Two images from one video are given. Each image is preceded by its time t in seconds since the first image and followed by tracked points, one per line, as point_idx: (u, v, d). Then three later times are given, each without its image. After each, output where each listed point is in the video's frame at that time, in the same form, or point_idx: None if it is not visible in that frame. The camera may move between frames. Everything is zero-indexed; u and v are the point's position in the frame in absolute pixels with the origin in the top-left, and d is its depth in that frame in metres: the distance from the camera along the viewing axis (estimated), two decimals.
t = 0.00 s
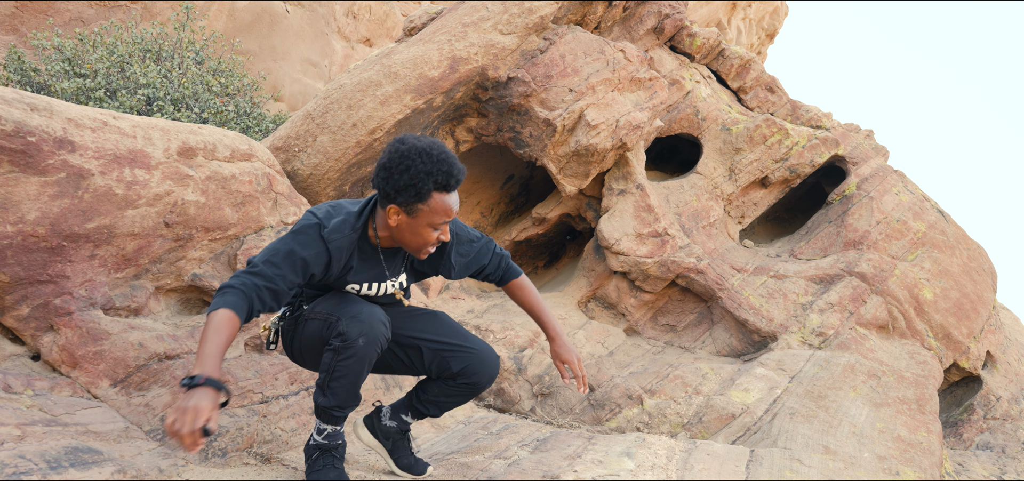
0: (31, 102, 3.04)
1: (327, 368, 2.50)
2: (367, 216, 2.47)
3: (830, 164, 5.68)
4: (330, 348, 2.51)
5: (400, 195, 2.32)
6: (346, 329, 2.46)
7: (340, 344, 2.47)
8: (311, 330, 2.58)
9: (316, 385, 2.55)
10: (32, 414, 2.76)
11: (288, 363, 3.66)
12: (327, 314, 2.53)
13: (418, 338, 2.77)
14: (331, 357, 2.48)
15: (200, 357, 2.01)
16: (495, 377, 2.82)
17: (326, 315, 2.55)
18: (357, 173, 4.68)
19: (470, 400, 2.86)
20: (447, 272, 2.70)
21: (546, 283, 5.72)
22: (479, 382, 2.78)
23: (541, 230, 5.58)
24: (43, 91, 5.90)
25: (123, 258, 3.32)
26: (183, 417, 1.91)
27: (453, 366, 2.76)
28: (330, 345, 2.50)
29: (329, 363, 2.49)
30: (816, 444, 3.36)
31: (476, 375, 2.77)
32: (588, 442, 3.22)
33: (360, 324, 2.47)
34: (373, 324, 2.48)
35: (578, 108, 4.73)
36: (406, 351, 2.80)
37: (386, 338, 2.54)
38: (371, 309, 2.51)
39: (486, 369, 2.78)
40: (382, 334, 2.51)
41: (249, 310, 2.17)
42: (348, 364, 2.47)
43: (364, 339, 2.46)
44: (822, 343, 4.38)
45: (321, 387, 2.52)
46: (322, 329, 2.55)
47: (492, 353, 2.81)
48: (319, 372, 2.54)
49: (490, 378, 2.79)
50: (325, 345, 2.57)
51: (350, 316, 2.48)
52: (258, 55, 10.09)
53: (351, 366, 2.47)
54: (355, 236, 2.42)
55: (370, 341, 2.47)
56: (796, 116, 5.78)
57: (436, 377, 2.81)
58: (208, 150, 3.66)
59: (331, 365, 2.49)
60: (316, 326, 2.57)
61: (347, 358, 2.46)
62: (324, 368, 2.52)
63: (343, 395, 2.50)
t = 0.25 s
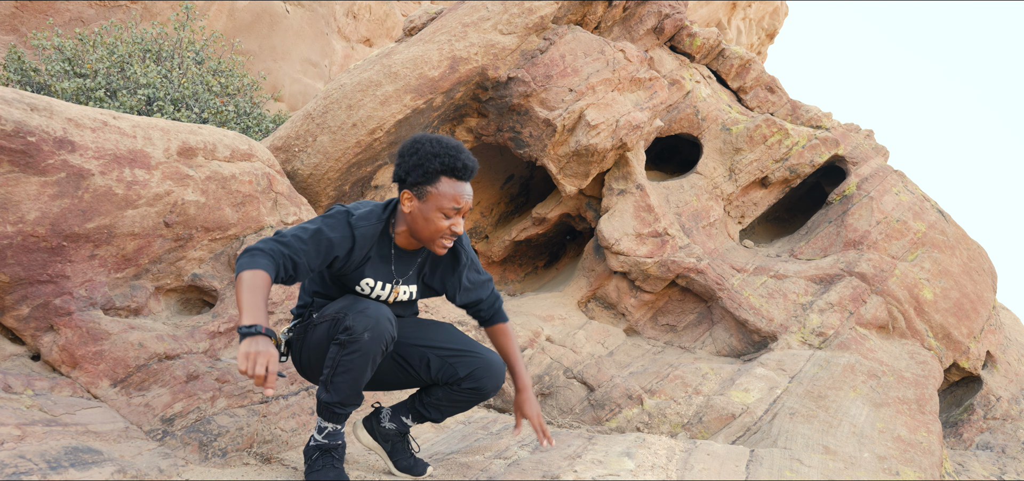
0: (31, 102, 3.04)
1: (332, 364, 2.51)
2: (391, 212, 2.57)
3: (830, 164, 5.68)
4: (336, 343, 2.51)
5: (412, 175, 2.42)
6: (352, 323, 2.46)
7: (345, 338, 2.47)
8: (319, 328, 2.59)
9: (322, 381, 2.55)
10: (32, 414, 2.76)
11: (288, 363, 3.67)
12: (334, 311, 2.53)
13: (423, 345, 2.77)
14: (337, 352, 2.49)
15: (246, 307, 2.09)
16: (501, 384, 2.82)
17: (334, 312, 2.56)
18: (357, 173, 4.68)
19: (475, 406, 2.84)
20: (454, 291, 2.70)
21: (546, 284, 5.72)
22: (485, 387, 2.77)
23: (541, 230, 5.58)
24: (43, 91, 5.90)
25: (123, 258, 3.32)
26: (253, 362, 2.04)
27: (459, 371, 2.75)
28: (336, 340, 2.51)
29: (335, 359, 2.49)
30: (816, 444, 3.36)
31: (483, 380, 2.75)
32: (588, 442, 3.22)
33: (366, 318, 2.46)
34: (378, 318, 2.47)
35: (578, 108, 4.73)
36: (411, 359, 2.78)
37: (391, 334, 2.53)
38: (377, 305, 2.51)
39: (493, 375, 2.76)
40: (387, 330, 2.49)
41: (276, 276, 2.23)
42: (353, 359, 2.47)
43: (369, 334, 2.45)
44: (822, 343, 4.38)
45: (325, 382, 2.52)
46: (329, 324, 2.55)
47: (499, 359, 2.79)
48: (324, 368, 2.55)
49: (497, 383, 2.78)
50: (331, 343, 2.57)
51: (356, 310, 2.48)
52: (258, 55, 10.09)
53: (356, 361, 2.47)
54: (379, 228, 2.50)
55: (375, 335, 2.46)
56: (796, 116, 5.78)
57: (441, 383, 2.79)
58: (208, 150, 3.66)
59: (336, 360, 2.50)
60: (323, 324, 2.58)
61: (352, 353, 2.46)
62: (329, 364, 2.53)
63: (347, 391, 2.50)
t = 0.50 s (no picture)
0: (32, 102, 3.04)
1: (348, 360, 2.51)
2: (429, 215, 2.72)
3: (830, 164, 5.68)
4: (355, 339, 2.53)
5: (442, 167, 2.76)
6: (373, 319, 2.49)
7: (365, 334, 2.49)
8: (341, 325, 2.62)
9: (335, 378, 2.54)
10: (32, 414, 2.76)
11: (287, 363, 3.68)
12: (358, 310, 2.57)
13: (439, 347, 2.78)
14: (355, 348, 2.50)
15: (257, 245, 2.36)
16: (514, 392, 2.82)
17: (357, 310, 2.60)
18: (357, 173, 4.68)
19: (484, 410, 2.85)
20: (472, 315, 2.81)
21: (546, 284, 5.73)
22: (498, 392, 2.77)
23: (541, 230, 5.58)
24: (43, 91, 5.90)
25: (123, 258, 3.32)
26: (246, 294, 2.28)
27: (475, 373, 2.75)
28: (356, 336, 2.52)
29: (352, 354, 2.50)
30: (817, 444, 3.36)
31: (497, 384, 2.75)
32: (588, 442, 3.22)
33: (388, 317, 2.48)
34: (401, 319, 2.49)
35: (578, 108, 4.73)
36: (423, 362, 2.79)
37: (410, 338, 2.54)
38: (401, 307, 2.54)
39: (507, 380, 2.76)
40: (407, 332, 2.51)
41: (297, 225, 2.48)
42: (370, 356, 2.47)
43: (389, 333, 2.47)
44: (822, 343, 4.38)
45: (338, 378, 2.52)
46: (351, 320, 2.58)
47: (513, 365, 2.80)
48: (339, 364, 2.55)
49: (510, 390, 2.78)
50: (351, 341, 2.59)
51: (379, 308, 2.52)
52: (258, 55, 10.09)
53: (372, 358, 2.47)
54: (416, 217, 2.66)
55: (394, 335, 2.48)
56: (796, 116, 5.78)
57: (454, 385, 2.80)
58: (208, 150, 3.66)
59: (352, 356, 2.50)
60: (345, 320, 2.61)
61: (370, 350, 2.47)
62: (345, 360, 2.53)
63: (358, 389, 2.48)
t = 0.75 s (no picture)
0: (32, 102, 3.04)
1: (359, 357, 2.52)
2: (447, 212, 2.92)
3: (830, 164, 5.68)
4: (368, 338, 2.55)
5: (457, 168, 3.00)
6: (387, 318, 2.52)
7: (378, 333, 2.51)
8: (355, 326, 2.65)
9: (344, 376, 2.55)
10: (32, 414, 2.76)
11: (287, 363, 3.68)
12: (374, 312, 2.61)
13: (454, 351, 2.78)
14: (367, 346, 2.52)
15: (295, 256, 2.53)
16: (524, 401, 2.81)
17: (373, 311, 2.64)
18: (357, 173, 4.68)
19: (491, 417, 2.84)
20: (493, 311, 2.93)
21: (546, 284, 5.73)
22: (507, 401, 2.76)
23: (541, 230, 5.58)
24: (43, 91, 5.90)
25: (123, 258, 3.32)
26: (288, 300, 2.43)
27: (487, 378, 2.75)
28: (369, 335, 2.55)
29: (362, 351, 2.51)
30: (816, 444, 3.36)
31: (508, 390, 2.75)
32: (588, 442, 3.22)
33: (401, 317, 2.52)
34: (413, 320, 2.52)
35: (578, 108, 4.73)
36: (439, 366, 2.79)
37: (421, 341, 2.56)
38: (415, 310, 2.58)
39: (519, 388, 2.76)
40: (418, 333, 2.53)
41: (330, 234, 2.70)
42: (380, 354, 2.48)
43: (401, 331, 2.49)
44: (822, 343, 4.38)
45: (348, 375, 2.53)
46: (367, 319, 2.61)
47: (525, 372, 2.80)
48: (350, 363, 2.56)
49: (520, 399, 2.77)
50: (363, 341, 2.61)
51: (393, 309, 2.55)
52: (258, 55, 10.08)
53: (382, 356, 2.48)
54: (432, 207, 2.88)
55: (405, 334, 2.49)
56: (796, 116, 5.78)
57: (465, 389, 2.80)
58: (208, 150, 3.66)
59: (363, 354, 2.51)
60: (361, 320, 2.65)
61: (380, 348, 2.49)
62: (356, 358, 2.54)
63: (366, 386, 2.48)
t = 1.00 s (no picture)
0: (31, 102, 3.04)
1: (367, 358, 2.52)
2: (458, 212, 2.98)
3: (830, 164, 5.68)
4: (377, 339, 2.55)
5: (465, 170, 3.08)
6: (396, 320, 2.53)
7: (387, 334, 2.52)
8: (365, 327, 2.66)
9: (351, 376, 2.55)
10: (32, 414, 2.76)
11: (287, 363, 3.69)
12: (383, 313, 2.62)
13: (460, 353, 2.79)
14: (375, 346, 2.52)
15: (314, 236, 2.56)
16: (528, 405, 2.80)
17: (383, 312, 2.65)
18: (357, 173, 4.68)
19: (495, 420, 2.83)
20: (500, 309, 2.95)
21: (546, 284, 5.73)
22: (511, 403, 2.75)
23: (541, 230, 5.58)
24: (43, 91, 5.90)
25: (123, 258, 3.32)
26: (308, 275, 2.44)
27: (493, 380, 2.75)
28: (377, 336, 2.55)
29: (370, 352, 2.52)
30: (816, 444, 3.36)
31: (513, 393, 2.75)
32: (588, 442, 3.22)
33: (410, 318, 2.52)
34: (422, 322, 2.53)
35: (578, 108, 4.73)
36: (445, 368, 2.78)
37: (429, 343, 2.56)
38: (424, 312, 2.59)
39: (524, 390, 2.76)
40: (426, 336, 2.53)
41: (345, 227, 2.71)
42: (387, 355, 2.48)
43: (410, 333, 2.50)
44: (821, 343, 4.38)
45: (355, 375, 2.52)
46: (376, 319, 2.62)
47: (531, 376, 2.80)
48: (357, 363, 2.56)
49: (525, 402, 2.77)
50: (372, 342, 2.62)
51: (403, 311, 2.56)
52: (258, 55, 10.08)
53: (389, 357, 2.48)
54: (447, 203, 2.94)
55: (413, 336, 2.50)
56: (796, 116, 5.78)
57: (471, 391, 2.79)
58: (208, 150, 3.66)
59: (371, 354, 2.51)
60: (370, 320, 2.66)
61: (388, 349, 2.49)
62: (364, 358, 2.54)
63: (372, 387, 2.48)
